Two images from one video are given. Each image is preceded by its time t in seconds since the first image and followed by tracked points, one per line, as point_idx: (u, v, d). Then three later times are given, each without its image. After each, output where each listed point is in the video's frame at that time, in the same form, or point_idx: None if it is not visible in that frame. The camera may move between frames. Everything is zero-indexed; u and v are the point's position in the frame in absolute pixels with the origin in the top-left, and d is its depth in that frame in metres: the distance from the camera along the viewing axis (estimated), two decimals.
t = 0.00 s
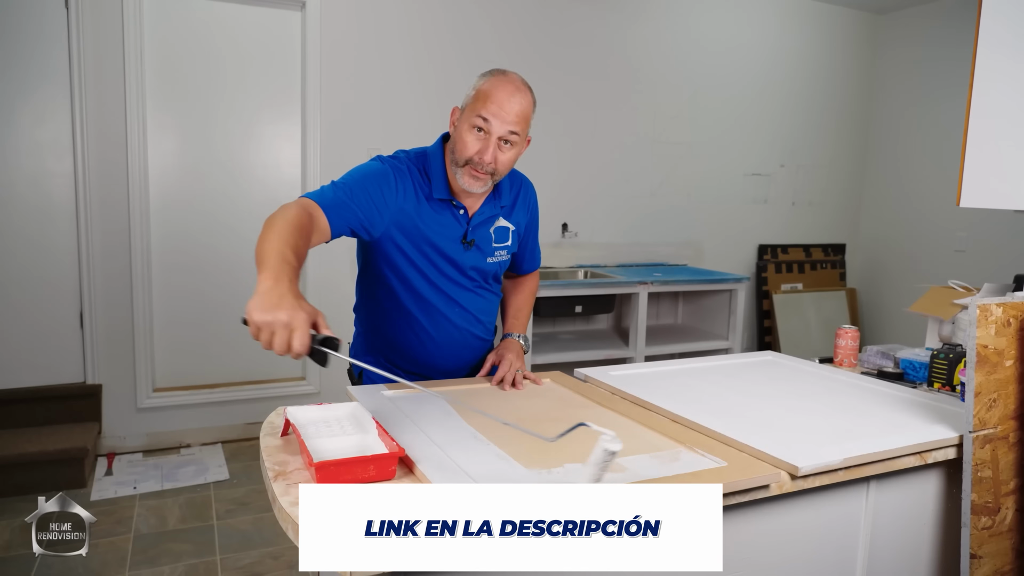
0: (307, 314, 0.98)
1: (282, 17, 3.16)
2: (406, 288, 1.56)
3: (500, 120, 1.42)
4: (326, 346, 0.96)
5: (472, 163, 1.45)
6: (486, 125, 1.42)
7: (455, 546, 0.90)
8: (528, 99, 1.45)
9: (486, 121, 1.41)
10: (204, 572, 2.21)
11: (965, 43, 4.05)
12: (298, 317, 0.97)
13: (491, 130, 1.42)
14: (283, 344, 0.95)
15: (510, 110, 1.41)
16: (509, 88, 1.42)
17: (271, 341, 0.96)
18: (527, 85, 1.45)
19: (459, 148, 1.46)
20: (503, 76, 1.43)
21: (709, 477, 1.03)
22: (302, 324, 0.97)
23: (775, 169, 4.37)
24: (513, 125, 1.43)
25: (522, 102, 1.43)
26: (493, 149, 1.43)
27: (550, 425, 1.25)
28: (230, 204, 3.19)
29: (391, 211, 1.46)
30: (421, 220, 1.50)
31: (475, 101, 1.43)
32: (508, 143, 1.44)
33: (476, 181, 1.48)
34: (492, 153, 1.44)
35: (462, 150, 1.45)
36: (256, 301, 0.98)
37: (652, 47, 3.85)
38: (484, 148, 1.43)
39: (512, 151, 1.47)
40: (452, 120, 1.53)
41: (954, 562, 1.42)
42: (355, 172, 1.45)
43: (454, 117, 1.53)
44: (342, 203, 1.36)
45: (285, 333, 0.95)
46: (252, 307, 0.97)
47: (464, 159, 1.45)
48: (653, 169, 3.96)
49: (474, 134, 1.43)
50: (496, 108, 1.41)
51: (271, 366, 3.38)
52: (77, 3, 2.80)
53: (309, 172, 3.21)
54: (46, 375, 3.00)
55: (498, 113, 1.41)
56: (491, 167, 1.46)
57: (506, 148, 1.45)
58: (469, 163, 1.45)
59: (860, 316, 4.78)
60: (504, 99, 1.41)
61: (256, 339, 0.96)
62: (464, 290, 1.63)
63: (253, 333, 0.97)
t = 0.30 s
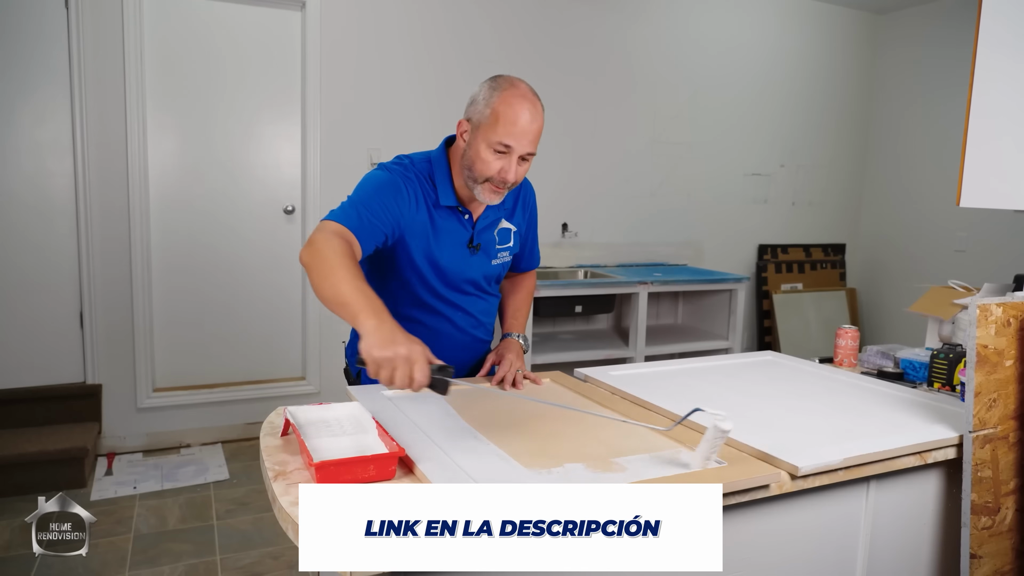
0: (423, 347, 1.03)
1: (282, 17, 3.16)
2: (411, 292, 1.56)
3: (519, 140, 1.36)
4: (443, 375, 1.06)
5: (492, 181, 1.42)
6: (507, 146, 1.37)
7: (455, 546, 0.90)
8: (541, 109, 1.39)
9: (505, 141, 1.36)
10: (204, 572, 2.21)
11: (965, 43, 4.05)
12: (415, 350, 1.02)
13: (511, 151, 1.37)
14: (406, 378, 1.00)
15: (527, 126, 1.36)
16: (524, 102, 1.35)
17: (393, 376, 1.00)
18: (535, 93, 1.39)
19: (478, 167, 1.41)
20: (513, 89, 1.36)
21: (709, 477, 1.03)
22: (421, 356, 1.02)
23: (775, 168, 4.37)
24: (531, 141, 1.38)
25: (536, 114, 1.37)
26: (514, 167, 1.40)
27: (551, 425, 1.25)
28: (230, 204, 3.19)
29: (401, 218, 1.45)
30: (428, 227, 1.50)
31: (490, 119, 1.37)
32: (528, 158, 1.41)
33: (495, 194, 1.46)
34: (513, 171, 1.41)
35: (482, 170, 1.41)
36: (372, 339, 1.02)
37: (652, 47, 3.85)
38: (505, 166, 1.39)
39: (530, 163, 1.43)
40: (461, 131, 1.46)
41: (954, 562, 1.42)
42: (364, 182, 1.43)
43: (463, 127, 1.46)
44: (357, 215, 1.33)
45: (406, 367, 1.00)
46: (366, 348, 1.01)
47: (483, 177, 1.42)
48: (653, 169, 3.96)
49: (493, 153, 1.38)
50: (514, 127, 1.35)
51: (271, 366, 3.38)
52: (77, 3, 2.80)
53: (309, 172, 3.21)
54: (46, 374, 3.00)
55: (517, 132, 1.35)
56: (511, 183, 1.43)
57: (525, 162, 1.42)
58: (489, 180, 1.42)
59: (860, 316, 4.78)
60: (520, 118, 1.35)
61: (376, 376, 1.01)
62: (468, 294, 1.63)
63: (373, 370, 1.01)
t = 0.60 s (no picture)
0: (346, 319, 0.99)
1: (282, 17, 3.16)
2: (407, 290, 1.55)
3: (519, 142, 1.37)
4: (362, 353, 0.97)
5: (492, 183, 1.43)
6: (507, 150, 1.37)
7: (455, 546, 0.90)
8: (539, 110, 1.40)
9: (505, 145, 1.36)
10: (204, 572, 2.21)
11: (965, 43, 4.05)
12: (337, 321, 0.98)
13: (512, 154, 1.38)
14: (321, 346, 0.95)
15: (527, 129, 1.36)
16: (523, 105, 1.36)
17: (308, 342, 0.95)
18: (533, 94, 1.39)
19: (477, 169, 1.42)
20: (512, 91, 1.36)
21: (709, 477, 1.03)
22: (342, 327, 0.97)
23: (775, 168, 4.37)
24: (530, 143, 1.39)
25: (535, 116, 1.38)
26: (514, 169, 1.41)
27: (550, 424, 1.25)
28: (230, 204, 3.19)
29: (391, 212, 1.46)
30: (421, 222, 1.50)
31: (489, 122, 1.36)
32: (526, 159, 1.42)
33: (493, 195, 1.47)
34: (513, 173, 1.41)
35: (482, 173, 1.41)
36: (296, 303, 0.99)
37: (652, 47, 3.85)
38: (505, 169, 1.40)
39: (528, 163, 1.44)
40: (457, 132, 1.45)
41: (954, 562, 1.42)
42: (356, 172, 1.45)
43: (459, 128, 1.45)
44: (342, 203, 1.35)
45: (324, 335, 0.96)
46: (288, 311, 0.98)
47: (483, 180, 1.43)
48: (653, 169, 3.96)
49: (493, 157, 1.39)
50: (514, 131, 1.35)
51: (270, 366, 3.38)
52: (77, 4, 2.80)
53: (309, 172, 3.21)
54: (46, 374, 3.00)
55: (517, 135, 1.36)
56: (509, 184, 1.44)
57: (524, 164, 1.43)
58: (489, 182, 1.43)
59: (860, 316, 4.78)
60: (521, 120, 1.35)
61: (291, 341, 0.97)
62: (464, 291, 1.63)
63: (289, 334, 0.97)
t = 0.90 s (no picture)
0: (287, 328, 1.01)
1: (282, 17, 3.16)
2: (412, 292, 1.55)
3: (527, 146, 1.37)
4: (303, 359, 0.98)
5: (497, 184, 1.43)
6: (514, 152, 1.37)
7: (455, 546, 0.90)
8: (550, 116, 1.40)
9: (513, 148, 1.36)
10: (204, 572, 2.21)
11: (965, 43, 4.05)
12: (278, 329, 1.00)
13: (519, 156, 1.38)
14: (262, 355, 0.97)
15: (535, 133, 1.36)
16: (533, 108, 1.36)
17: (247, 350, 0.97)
18: (545, 99, 1.39)
19: (483, 169, 1.42)
20: (524, 94, 1.36)
21: (709, 477, 1.03)
22: (282, 335, 0.99)
23: (775, 168, 4.37)
24: (538, 147, 1.39)
25: (545, 120, 1.38)
26: (520, 172, 1.41)
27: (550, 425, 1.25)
28: (230, 204, 3.19)
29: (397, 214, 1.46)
30: (429, 223, 1.50)
31: (498, 123, 1.36)
32: (533, 163, 1.42)
33: (498, 197, 1.47)
34: (518, 176, 1.41)
35: (488, 173, 1.41)
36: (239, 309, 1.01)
37: (652, 47, 3.85)
38: (510, 171, 1.40)
39: (534, 167, 1.44)
40: (467, 131, 1.45)
41: (954, 562, 1.42)
42: (359, 174, 1.44)
43: (469, 128, 1.45)
44: (341, 206, 1.35)
45: (265, 344, 0.98)
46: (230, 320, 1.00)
47: (488, 180, 1.43)
48: (654, 169, 3.96)
49: (499, 158, 1.39)
50: (522, 134, 1.35)
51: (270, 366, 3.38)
52: (77, 4, 2.80)
53: (309, 172, 3.21)
54: (46, 374, 3.00)
55: (525, 139, 1.36)
56: (514, 187, 1.44)
57: (530, 167, 1.43)
58: (494, 183, 1.43)
59: (860, 316, 4.78)
60: (530, 124, 1.35)
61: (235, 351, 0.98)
62: (471, 294, 1.63)
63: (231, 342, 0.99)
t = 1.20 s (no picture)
0: (415, 369, 1.09)
1: (282, 17, 3.16)
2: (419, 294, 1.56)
3: (528, 147, 1.37)
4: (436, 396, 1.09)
5: (498, 184, 1.43)
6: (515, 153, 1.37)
7: (455, 546, 0.90)
8: (550, 115, 1.39)
9: (513, 148, 1.36)
10: (204, 572, 2.21)
11: (965, 43, 4.05)
12: (408, 372, 1.07)
13: (520, 157, 1.38)
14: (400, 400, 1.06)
15: (535, 133, 1.36)
16: (532, 109, 1.35)
17: (386, 398, 1.06)
18: (544, 99, 1.38)
19: (484, 170, 1.42)
20: (524, 94, 1.36)
21: (709, 477, 1.03)
22: (413, 378, 1.07)
23: (775, 168, 4.37)
24: (539, 147, 1.39)
25: (545, 120, 1.37)
26: (522, 172, 1.41)
27: (551, 425, 1.25)
28: (230, 204, 3.19)
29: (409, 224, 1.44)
30: (435, 225, 1.50)
31: (498, 124, 1.36)
32: (535, 163, 1.41)
33: (499, 196, 1.47)
34: (520, 176, 1.41)
35: (489, 174, 1.41)
36: (367, 361, 1.07)
37: (652, 47, 3.85)
38: (511, 171, 1.40)
39: (535, 166, 1.44)
40: (467, 132, 1.45)
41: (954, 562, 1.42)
42: (367, 188, 1.41)
43: (469, 128, 1.44)
44: (362, 227, 1.32)
45: (400, 389, 1.06)
46: (363, 373, 1.07)
47: (490, 181, 1.43)
48: (654, 169, 3.96)
49: (500, 158, 1.38)
50: (522, 134, 1.35)
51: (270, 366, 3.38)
52: (77, 4, 2.80)
53: (309, 172, 3.21)
54: (45, 374, 3.00)
55: (525, 140, 1.35)
56: (516, 186, 1.44)
57: (531, 166, 1.42)
58: (495, 183, 1.43)
59: (860, 316, 4.78)
60: (530, 125, 1.35)
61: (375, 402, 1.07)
62: (475, 294, 1.63)
63: (368, 393, 1.07)
